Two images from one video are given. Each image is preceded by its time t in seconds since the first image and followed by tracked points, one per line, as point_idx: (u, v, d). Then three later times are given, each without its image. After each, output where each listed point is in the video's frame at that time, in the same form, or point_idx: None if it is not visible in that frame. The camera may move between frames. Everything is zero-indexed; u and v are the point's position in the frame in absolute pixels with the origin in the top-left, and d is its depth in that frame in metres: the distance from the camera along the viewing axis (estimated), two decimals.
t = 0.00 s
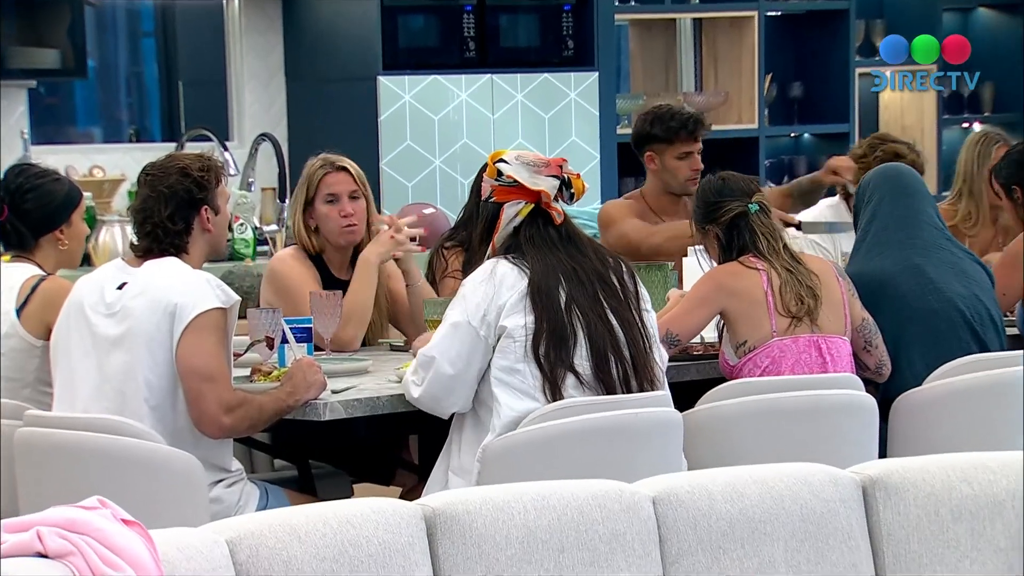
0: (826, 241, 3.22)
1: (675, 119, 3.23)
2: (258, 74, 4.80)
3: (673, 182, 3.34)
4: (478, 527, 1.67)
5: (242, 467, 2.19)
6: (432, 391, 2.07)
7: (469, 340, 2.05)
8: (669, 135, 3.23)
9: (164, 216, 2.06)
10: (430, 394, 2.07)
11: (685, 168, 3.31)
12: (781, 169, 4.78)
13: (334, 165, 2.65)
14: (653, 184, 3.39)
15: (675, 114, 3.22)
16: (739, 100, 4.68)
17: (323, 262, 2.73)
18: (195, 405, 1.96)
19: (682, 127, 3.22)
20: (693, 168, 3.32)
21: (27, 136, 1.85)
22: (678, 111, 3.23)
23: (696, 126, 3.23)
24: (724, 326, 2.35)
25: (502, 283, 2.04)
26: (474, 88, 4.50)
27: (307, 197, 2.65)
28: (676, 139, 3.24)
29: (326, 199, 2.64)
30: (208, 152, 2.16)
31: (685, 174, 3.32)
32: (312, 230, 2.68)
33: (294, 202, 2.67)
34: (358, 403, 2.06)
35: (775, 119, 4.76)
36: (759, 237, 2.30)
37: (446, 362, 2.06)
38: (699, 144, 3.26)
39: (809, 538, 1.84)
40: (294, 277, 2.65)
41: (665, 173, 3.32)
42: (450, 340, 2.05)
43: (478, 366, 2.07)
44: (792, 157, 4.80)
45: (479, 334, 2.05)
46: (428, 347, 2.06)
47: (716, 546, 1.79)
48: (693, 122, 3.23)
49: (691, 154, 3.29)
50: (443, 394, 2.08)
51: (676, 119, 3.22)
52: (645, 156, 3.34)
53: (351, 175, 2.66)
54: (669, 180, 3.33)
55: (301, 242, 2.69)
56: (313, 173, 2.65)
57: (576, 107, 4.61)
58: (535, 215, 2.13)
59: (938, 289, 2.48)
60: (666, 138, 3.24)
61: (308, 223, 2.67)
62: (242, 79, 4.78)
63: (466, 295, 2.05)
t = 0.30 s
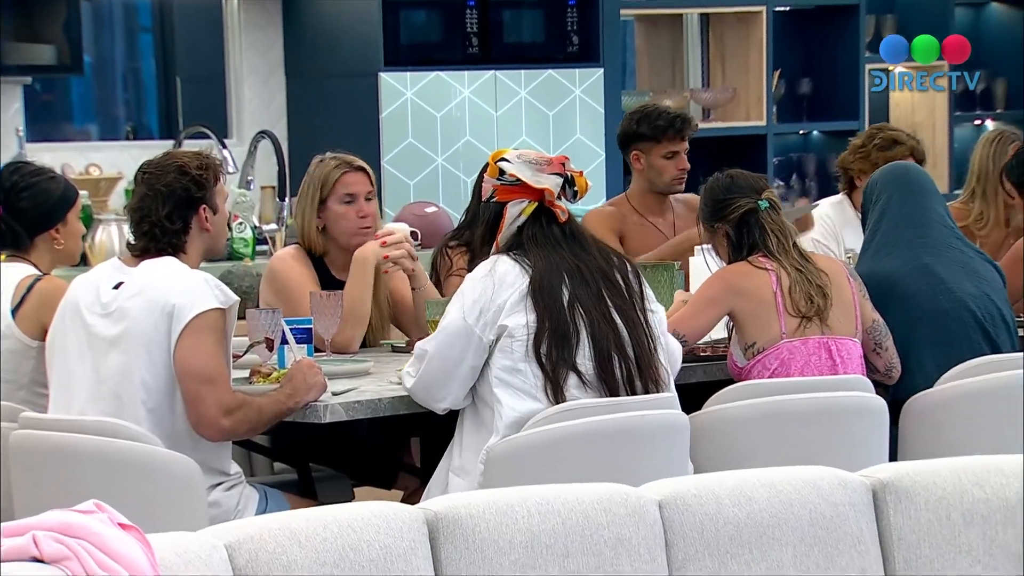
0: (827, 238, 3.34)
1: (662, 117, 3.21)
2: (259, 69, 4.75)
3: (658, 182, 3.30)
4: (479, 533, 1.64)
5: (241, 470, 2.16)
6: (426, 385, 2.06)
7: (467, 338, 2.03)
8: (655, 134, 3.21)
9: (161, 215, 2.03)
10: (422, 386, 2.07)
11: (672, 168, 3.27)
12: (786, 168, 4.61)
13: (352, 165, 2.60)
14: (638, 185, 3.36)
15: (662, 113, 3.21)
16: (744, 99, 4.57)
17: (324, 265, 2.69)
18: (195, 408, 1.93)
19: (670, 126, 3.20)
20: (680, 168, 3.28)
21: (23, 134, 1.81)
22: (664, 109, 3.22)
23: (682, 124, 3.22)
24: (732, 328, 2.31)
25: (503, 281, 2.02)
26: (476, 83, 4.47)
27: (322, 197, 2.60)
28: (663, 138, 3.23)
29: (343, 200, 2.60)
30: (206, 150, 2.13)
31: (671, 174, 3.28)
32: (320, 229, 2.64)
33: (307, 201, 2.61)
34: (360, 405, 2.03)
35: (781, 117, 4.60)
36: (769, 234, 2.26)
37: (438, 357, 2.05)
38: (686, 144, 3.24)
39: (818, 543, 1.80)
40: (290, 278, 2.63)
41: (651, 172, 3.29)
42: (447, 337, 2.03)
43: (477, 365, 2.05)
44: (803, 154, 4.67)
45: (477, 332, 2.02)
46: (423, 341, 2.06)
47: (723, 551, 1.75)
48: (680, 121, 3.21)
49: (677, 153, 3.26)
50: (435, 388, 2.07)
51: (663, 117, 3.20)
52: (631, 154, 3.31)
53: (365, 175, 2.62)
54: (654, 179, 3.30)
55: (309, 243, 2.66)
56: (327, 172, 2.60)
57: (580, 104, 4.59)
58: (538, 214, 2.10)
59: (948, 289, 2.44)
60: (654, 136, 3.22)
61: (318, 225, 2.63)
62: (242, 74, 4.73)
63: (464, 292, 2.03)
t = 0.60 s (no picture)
0: (833, 232, 3.11)
1: (665, 114, 3.20)
2: (260, 66, 4.77)
3: (663, 179, 3.26)
4: (486, 537, 1.60)
5: (241, 473, 2.13)
6: (431, 377, 2.03)
7: (472, 333, 2.00)
8: (661, 131, 3.19)
9: (162, 214, 2.00)
10: (427, 376, 2.04)
11: (676, 165, 3.24)
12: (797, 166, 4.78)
13: (374, 164, 2.63)
14: (642, 183, 3.31)
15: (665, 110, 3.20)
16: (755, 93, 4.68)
17: (329, 263, 2.65)
18: (195, 409, 1.89)
19: (675, 122, 3.18)
20: (684, 165, 3.24)
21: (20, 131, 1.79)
22: (666, 108, 3.21)
23: (687, 121, 3.19)
24: (742, 328, 2.28)
25: (511, 277, 1.98)
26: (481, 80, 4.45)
27: (349, 194, 2.58)
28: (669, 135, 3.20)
29: (369, 197, 2.60)
30: (206, 147, 2.10)
31: (675, 171, 3.25)
32: (343, 230, 2.60)
33: (334, 198, 2.58)
34: (362, 406, 1.99)
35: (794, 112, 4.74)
36: (780, 232, 2.23)
37: (443, 350, 2.02)
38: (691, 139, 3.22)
39: (830, 548, 1.76)
40: (293, 274, 2.58)
41: (656, 169, 3.26)
42: (453, 332, 2.00)
43: (483, 361, 2.03)
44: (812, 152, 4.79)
45: (483, 329, 1.99)
46: (429, 333, 2.04)
47: (733, 555, 1.72)
48: (685, 117, 3.19)
49: (682, 150, 3.23)
50: (438, 379, 2.04)
51: (668, 114, 3.19)
52: (636, 153, 3.28)
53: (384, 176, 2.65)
54: (659, 177, 3.26)
55: (325, 241, 2.62)
56: (353, 169, 2.60)
57: (587, 100, 4.55)
58: (549, 212, 2.06)
59: (961, 288, 2.40)
60: (658, 133, 3.19)
61: (341, 222, 2.58)
62: (242, 71, 4.74)
63: (472, 287, 2.00)
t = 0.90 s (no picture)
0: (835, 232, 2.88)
1: (680, 113, 3.13)
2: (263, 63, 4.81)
3: (673, 178, 3.23)
4: (492, 541, 1.57)
5: (243, 476, 2.09)
6: (433, 359, 2.01)
7: (476, 323, 1.97)
8: (671, 130, 3.14)
9: (165, 211, 1.97)
10: (428, 359, 2.01)
11: (686, 165, 3.19)
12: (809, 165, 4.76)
13: (388, 164, 2.60)
14: (656, 181, 3.30)
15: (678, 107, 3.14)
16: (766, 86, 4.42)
17: (333, 263, 2.63)
18: (196, 410, 1.88)
19: (687, 121, 3.12)
20: (695, 166, 3.20)
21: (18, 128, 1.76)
22: (682, 106, 3.14)
23: (699, 121, 3.13)
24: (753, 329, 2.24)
25: (519, 274, 1.95)
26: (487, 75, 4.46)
27: (362, 193, 2.55)
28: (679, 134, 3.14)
29: (381, 197, 2.57)
30: (209, 145, 2.07)
31: (685, 170, 3.21)
32: (351, 228, 2.57)
33: (346, 196, 2.55)
34: (367, 408, 1.96)
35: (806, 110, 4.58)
36: (791, 231, 2.20)
37: (446, 334, 1.99)
38: (702, 140, 3.15)
39: (843, 552, 1.73)
40: (297, 274, 2.55)
41: (666, 168, 3.22)
42: (456, 318, 1.97)
43: (483, 352, 1.99)
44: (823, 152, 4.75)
45: (486, 319, 1.96)
46: (433, 315, 2.01)
47: (744, 561, 1.68)
48: (697, 116, 3.13)
49: (694, 150, 3.17)
50: (439, 364, 2.02)
51: (680, 112, 3.12)
52: (647, 150, 3.24)
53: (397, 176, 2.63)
54: (669, 176, 3.23)
55: (332, 238, 2.60)
56: (367, 169, 2.57)
57: (595, 95, 4.57)
58: (562, 208, 2.03)
59: (977, 288, 2.36)
60: (670, 132, 3.14)
61: (351, 221, 2.56)
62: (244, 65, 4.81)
63: (480, 276, 1.96)
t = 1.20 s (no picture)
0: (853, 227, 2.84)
1: (695, 112, 3.14)
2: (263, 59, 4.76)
3: (693, 179, 3.19)
4: (497, 545, 1.54)
5: (245, 480, 2.06)
6: (437, 368, 1.97)
7: (480, 328, 1.93)
8: (688, 130, 3.14)
9: (180, 209, 1.94)
10: (432, 369, 1.97)
11: (706, 165, 3.16)
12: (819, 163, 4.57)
13: (394, 161, 2.59)
14: (673, 181, 3.24)
15: (695, 106, 3.14)
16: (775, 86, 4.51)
17: (339, 262, 2.61)
18: (198, 413, 1.85)
19: (703, 121, 3.12)
20: (714, 166, 3.17)
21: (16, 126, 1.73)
22: (698, 105, 3.14)
23: (716, 121, 3.13)
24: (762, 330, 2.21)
25: (525, 276, 1.91)
26: (492, 73, 4.46)
27: (368, 192, 2.55)
28: (695, 135, 3.15)
29: (388, 195, 2.57)
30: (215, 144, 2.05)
31: (704, 171, 3.17)
32: (357, 228, 2.56)
33: (352, 195, 2.54)
34: (370, 411, 1.92)
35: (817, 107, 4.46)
36: (800, 230, 2.17)
37: (447, 344, 1.95)
38: (719, 140, 3.15)
39: (854, 557, 1.69)
40: (302, 274, 2.52)
41: (684, 170, 3.19)
42: (460, 326, 1.93)
43: (489, 357, 1.95)
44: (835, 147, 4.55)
45: (492, 324, 1.93)
46: (436, 323, 1.96)
47: (754, 565, 1.65)
48: (712, 116, 3.13)
49: (711, 150, 3.15)
50: (443, 372, 1.98)
51: (695, 113, 3.12)
52: (665, 151, 3.23)
53: (404, 175, 2.62)
54: (687, 177, 3.19)
55: (338, 238, 2.58)
56: (373, 166, 2.56)
57: (602, 92, 4.53)
58: (568, 206, 1.99)
59: (992, 288, 2.33)
60: (687, 132, 3.14)
61: (356, 220, 2.55)
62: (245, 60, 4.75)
63: (484, 280, 1.92)
